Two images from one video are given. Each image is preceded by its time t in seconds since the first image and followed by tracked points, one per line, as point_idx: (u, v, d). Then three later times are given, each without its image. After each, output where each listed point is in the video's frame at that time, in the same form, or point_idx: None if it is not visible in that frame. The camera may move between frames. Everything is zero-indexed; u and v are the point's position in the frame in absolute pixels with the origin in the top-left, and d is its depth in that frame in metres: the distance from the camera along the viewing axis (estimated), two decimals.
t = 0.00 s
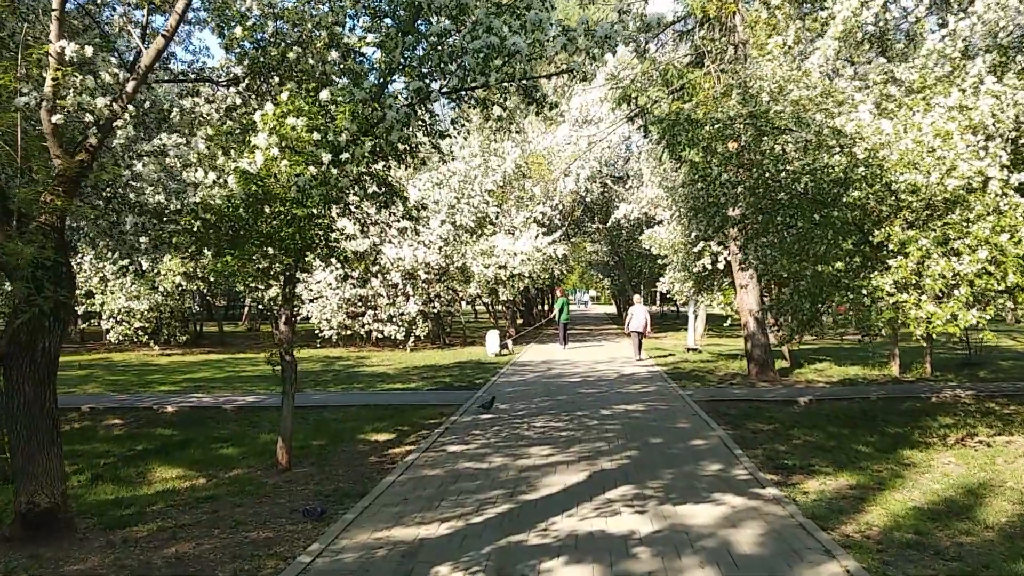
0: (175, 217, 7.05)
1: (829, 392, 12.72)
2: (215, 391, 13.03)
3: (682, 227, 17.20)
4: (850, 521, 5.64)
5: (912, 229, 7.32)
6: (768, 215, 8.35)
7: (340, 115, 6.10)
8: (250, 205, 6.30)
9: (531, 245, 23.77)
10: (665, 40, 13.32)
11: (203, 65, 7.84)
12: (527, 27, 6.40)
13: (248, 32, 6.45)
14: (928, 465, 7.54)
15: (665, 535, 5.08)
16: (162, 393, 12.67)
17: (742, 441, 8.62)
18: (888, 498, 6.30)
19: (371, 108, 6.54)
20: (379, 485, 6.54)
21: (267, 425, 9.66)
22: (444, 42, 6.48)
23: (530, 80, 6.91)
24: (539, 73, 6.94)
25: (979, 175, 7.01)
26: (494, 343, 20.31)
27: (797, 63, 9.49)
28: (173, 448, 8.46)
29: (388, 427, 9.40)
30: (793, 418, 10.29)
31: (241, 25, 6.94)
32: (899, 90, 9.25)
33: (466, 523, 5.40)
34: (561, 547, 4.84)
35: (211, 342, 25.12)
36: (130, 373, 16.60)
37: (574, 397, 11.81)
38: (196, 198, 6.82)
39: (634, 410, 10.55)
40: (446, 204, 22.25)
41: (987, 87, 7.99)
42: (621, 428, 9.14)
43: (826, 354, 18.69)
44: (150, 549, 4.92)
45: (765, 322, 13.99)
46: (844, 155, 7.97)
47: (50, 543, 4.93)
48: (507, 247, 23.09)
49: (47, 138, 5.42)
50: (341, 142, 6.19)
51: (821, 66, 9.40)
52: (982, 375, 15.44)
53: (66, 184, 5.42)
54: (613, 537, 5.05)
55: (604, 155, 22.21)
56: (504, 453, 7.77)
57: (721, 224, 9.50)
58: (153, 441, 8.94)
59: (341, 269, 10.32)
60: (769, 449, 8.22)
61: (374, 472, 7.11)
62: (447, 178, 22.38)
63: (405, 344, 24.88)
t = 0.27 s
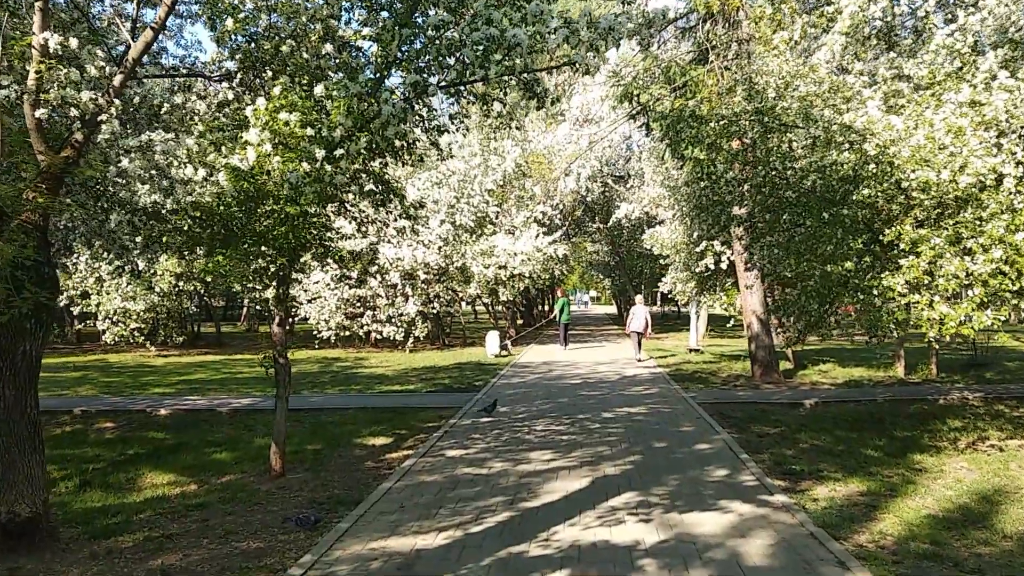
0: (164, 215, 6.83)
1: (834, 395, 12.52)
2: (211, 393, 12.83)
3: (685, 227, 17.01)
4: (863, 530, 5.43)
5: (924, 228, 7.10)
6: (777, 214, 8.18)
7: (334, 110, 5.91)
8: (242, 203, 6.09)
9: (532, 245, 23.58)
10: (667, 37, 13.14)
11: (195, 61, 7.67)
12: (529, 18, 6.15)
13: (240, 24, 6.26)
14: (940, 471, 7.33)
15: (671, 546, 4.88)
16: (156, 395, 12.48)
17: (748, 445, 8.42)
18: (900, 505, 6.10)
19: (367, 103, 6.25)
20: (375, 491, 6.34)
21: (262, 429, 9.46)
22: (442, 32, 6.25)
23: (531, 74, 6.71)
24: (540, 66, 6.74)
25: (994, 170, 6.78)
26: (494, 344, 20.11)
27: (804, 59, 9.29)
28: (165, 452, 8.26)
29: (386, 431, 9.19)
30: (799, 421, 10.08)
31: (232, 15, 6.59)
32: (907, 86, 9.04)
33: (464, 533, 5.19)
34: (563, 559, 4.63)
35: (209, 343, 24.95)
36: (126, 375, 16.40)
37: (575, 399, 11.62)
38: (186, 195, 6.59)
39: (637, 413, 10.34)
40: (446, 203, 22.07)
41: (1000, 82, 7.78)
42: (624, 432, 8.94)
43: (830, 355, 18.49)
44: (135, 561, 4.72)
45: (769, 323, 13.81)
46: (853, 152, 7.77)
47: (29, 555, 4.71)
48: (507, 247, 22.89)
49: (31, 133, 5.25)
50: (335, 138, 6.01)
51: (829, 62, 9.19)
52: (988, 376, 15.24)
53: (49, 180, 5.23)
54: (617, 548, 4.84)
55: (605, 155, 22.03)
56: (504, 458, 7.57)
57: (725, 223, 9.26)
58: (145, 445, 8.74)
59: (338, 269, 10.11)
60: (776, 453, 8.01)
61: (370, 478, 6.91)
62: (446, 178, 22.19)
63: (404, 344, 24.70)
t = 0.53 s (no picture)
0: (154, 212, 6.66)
1: (839, 396, 12.34)
2: (206, 394, 12.64)
3: (688, 226, 16.82)
4: (876, 537, 5.23)
5: (935, 225, 6.90)
6: (783, 211, 7.99)
7: (328, 103, 5.74)
8: (233, 199, 5.87)
9: (532, 244, 23.40)
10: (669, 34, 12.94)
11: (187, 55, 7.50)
12: (529, 8, 5.98)
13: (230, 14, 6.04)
14: (951, 475, 7.13)
15: (677, 555, 4.68)
16: (150, 396, 12.29)
17: (753, 448, 8.22)
18: (913, 510, 5.90)
19: (362, 96, 6.11)
20: (370, 497, 6.14)
21: (256, 431, 9.27)
22: (439, 22, 6.04)
23: (531, 66, 6.53)
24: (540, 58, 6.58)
25: (1010, 166, 6.55)
26: (494, 345, 19.92)
27: (809, 53, 9.10)
28: (156, 455, 8.07)
29: (383, 433, 8.99)
30: (804, 423, 9.89)
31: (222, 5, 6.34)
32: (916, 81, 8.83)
33: (462, 541, 5.00)
34: (564, 570, 4.43)
35: (207, 343, 24.79)
36: (122, 376, 16.21)
37: (576, 401, 11.43)
38: (176, 192, 6.39)
39: (639, 415, 10.15)
40: (446, 202, 21.89)
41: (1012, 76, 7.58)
42: (626, 434, 8.74)
43: (833, 355, 18.30)
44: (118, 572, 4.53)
45: (772, 323, 13.61)
46: (862, 147, 7.55)
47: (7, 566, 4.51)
48: (507, 247, 22.71)
49: (13, 127, 5.07)
50: (329, 132, 5.84)
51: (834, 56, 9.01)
52: (994, 377, 15.04)
53: (31, 176, 5.07)
54: (621, 557, 4.64)
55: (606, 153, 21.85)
56: (504, 462, 7.37)
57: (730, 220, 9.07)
58: (137, 448, 8.55)
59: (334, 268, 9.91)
60: (782, 456, 7.82)
61: (366, 483, 6.72)
62: (446, 177, 22.00)
63: (403, 345, 24.54)
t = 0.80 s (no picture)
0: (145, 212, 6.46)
1: (845, 398, 12.15)
2: (202, 397, 12.44)
3: (690, 226, 16.62)
4: (892, 549, 5.04)
5: (948, 225, 6.71)
6: (792, 210, 7.79)
7: (324, 97, 5.59)
8: (225, 198, 5.66)
9: (533, 244, 23.24)
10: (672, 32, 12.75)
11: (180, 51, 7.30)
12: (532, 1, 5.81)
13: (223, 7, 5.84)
14: (965, 482, 6.93)
15: (687, 569, 4.49)
16: (145, 399, 12.09)
17: (760, 453, 8.03)
18: (928, 520, 5.71)
19: (359, 92, 5.92)
20: (367, 506, 5.95)
21: (252, 436, 9.07)
22: (439, 15, 5.98)
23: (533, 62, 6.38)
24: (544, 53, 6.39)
25: None
26: (494, 346, 19.72)
27: (817, 50, 8.91)
28: (149, 461, 7.88)
29: (381, 438, 8.79)
30: (811, 427, 9.69)
31: None
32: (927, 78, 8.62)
33: (462, 553, 4.81)
34: None
35: (205, 344, 24.60)
36: (118, 377, 16.04)
37: (578, 404, 11.23)
38: (167, 191, 6.20)
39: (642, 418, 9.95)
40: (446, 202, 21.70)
41: None
42: (630, 439, 8.54)
43: (837, 357, 18.10)
44: None
45: (776, 324, 13.43)
46: (871, 146, 7.36)
47: None
48: (508, 247, 22.67)
49: None
50: (325, 128, 5.67)
51: (842, 52, 8.81)
52: (1002, 379, 14.84)
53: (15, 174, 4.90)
54: (629, 572, 4.45)
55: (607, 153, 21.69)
56: (505, 468, 7.17)
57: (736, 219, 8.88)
58: (129, 453, 8.36)
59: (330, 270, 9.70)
60: (790, 462, 7.61)
61: (363, 490, 6.53)
62: (446, 176, 21.74)
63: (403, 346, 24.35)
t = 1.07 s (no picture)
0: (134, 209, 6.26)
1: (851, 400, 11.95)
2: (198, 399, 12.27)
3: (692, 226, 16.43)
4: (908, 560, 4.85)
5: (962, 223, 6.53)
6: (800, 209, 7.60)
7: (319, 91, 5.37)
8: (217, 195, 5.46)
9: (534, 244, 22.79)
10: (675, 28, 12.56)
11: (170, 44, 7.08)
12: None
13: None
14: (979, 487, 6.73)
15: None
16: (139, 401, 11.90)
17: (767, 457, 7.84)
18: (944, 528, 5.52)
19: (355, 86, 5.72)
20: (364, 513, 5.76)
21: (247, 439, 8.88)
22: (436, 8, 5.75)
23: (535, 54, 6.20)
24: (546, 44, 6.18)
25: None
26: (494, 347, 19.54)
27: (826, 44, 8.70)
28: (141, 465, 7.70)
29: (379, 441, 8.60)
30: (818, 430, 9.50)
31: None
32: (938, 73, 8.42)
33: (462, 564, 4.62)
34: None
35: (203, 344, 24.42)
36: (114, 378, 15.86)
37: (580, 406, 11.04)
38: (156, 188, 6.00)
39: (646, 421, 9.76)
40: (445, 202, 21.51)
41: None
42: (633, 443, 8.35)
43: (841, 358, 17.90)
44: None
45: (779, 324, 13.25)
46: (881, 142, 7.16)
47: None
48: (508, 246, 22.24)
49: None
50: (319, 123, 5.46)
51: (850, 47, 8.61)
52: (1009, 380, 14.63)
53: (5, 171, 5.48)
54: None
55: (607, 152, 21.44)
56: (506, 474, 6.98)
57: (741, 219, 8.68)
58: (122, 457, 8.17)
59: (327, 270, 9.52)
60: (798, 467, 7.42)
61: (360, 496, 6.34)
62: (446, 176, 21.80)
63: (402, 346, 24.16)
